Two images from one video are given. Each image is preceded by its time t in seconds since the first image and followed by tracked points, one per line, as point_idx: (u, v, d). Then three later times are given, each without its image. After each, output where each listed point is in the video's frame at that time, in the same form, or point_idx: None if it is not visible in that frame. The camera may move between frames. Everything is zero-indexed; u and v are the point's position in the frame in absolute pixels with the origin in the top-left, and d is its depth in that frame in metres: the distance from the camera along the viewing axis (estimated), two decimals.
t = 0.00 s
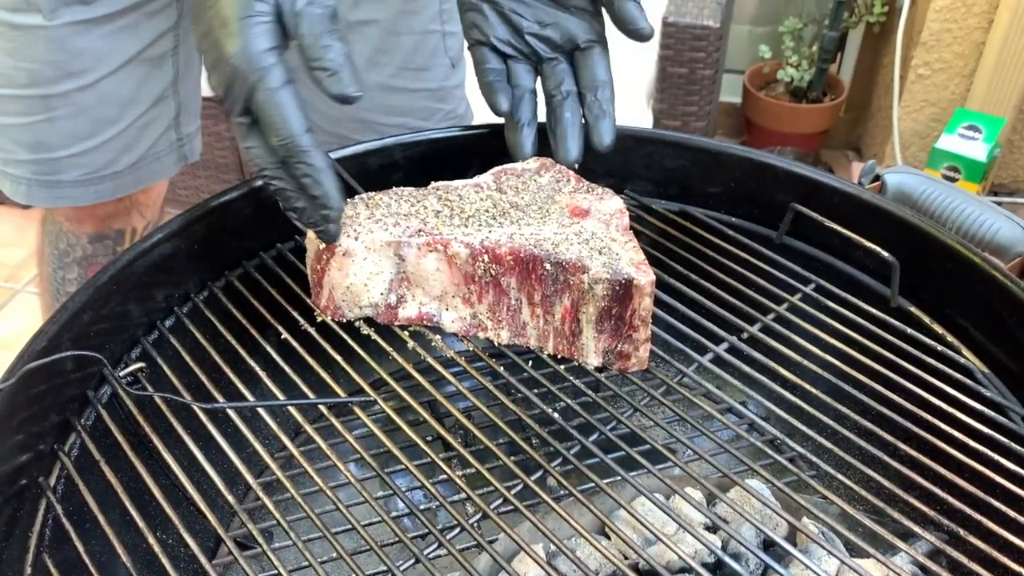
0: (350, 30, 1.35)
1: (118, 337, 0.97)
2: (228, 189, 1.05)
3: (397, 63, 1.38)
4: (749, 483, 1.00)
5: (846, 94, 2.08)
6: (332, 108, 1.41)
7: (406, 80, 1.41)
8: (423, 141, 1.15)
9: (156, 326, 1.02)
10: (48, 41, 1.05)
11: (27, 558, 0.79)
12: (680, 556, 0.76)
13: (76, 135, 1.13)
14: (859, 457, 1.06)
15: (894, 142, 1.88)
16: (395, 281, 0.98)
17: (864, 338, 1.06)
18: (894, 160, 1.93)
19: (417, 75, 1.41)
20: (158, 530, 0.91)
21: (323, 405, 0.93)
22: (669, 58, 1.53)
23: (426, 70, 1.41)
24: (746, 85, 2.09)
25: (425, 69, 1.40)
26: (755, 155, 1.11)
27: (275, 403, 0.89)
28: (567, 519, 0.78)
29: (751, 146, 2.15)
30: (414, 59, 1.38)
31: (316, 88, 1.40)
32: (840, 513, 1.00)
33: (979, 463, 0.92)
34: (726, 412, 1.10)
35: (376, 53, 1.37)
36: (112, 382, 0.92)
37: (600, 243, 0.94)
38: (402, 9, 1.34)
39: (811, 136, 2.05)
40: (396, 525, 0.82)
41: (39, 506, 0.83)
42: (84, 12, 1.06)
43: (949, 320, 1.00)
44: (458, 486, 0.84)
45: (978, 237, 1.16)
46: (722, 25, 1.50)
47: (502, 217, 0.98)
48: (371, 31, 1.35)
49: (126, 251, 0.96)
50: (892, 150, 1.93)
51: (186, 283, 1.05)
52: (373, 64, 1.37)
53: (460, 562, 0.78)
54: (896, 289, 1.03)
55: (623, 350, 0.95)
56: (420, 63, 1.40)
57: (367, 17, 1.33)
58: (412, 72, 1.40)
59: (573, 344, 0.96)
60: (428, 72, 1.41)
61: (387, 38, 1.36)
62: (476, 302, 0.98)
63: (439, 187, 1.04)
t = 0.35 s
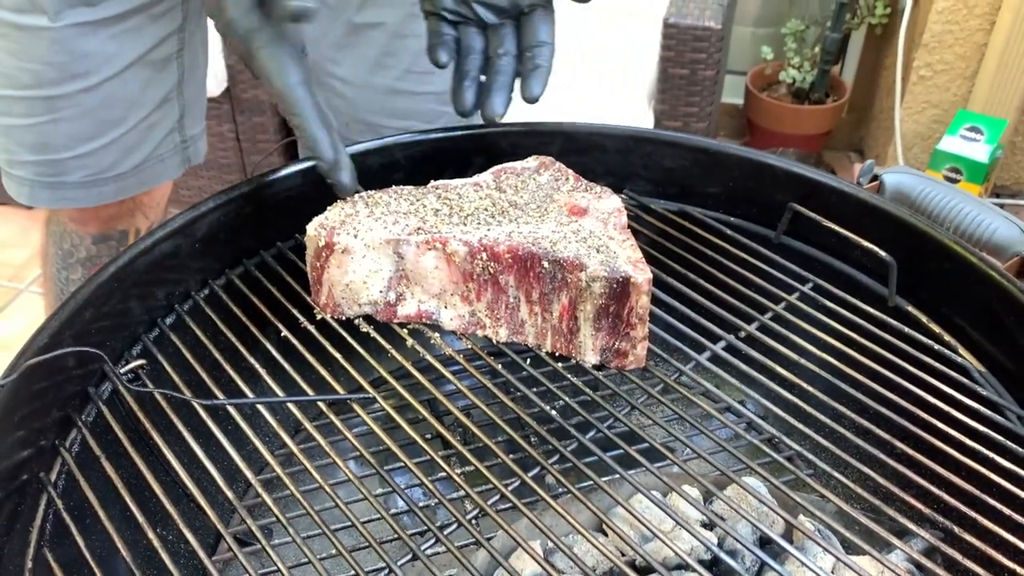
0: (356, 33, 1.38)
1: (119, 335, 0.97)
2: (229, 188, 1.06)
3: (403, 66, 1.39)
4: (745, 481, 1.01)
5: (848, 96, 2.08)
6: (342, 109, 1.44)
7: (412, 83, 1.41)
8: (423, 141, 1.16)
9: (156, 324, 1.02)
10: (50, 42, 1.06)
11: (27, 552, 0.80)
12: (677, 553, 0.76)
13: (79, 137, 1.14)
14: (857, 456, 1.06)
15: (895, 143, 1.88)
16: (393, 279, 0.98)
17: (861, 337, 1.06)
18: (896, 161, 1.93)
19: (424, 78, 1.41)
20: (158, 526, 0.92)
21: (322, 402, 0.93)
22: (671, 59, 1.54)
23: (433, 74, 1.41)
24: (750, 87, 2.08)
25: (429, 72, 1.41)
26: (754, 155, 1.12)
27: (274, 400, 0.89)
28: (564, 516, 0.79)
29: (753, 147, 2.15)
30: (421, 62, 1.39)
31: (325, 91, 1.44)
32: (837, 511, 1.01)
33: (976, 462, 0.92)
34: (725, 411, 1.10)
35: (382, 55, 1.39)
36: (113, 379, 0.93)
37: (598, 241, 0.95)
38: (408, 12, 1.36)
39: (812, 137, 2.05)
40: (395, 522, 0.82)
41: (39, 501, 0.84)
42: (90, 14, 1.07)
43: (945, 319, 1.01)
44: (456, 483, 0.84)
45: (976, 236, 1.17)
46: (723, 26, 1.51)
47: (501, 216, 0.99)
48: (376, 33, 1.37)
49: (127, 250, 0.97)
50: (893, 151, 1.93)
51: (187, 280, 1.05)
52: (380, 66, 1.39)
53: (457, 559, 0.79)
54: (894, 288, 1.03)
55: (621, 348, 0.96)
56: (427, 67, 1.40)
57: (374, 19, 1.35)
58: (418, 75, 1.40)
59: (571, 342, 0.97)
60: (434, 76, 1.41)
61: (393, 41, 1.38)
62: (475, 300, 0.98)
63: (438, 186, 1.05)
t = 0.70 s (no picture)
0: (348, 32, 1.30)
1: (121, 326, 0.97)
2: (230, 181, 1.06)
3: (398, 66, 1.33)
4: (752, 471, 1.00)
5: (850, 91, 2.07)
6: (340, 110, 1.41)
7: (409, 84, 1.35)
8: (426, 133, 1.16)
9: (158, 316, 1.02)
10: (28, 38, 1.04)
11: (30, 542, 0.79)
12: (682, 545, 0.75)
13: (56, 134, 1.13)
14: (862, 448, 1.06)
15: (898, 138, 1.87)
16: (397, 271, 0.98)
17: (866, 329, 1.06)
18: (899, 156, 1.93)
19: (421, 77, 1.35)
20: (161, 518, 0.91)
21: (324, 394, 0.92)
22: (673, 53, 1.53)
23: (430, 74, 1.35)
24: (752, 82, 2.08)
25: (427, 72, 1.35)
26: (758, 146, 1.11)
27: (276, 391, 0.89)
28: (569, 507, 0.78)
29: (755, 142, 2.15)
30: (417, 62, 1.33)
31: (321, 92, 1.40)
32: (842, 502, 1.01)
33: (982, 453, 0.92)
34: (730, 404, 1.08)
35: (374, 55, 1.31)
36: (115, 370, 0.93)
37: (603, 232, 0.94)
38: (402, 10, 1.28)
39: (814, 132, 2.05)
40: (399, 514, 0.82)
41: (42, 492, 0.84)
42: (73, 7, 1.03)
43: (950, 310, 1.00)
44: (461, 475, 0.84)
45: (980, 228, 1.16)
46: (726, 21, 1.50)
47: (504, 207, 0.98)
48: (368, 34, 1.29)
49: (127, 242, 0.96)
50: (896, 146, 1.92)
51: (190, 272, 1.05)
52: (373, 67, 1.33)
53: (461, 551, 0.78)
54: (899, 280, 1.03)
55: (625, 340, 0.96)
56: (424, 66, 1.35)
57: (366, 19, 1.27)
58: (414, 75, 1.34)
59: (574, 334, 0.96)
60: (431, 76, 1.36)
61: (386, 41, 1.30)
62: (478, 292, 0.98)
63: (442, 178, 1.04)
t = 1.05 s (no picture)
0: (304, 30, 1.21)
1: (116, 328, 0.97)
2: (224, 181, 1.05)
3: (359, 62, 1.25)
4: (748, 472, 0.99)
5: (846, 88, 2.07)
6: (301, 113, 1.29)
7: (369, 79, 1.27)
8: (421, 133, 1.15)
9: (153, 317, 1.02)
10: None
11: (24, 546, 0.79)
12: (678, 545, 0.75)
13: None
14: (858, 446, 1.06)
15: (894, 135, 1.87)
16: (391, 271, 0.98)
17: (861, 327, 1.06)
18: (895, 153, 1.93)
19: (382, 71, 1.27)
20: (156, 521, 0.91)
21: (320, 395, 0.92)
22: (669, 51, 1.53)
23: (389, 66, 1.27)
24: (748, 80, 2.07)
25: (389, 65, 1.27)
26: (752, 144, 1.11)
27: (271, 393, 0.88)
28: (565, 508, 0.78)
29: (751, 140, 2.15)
30: (377, 56, 1.25)
31: (272, 90, 1.28)
32: (838, 501, 1.01)
33: (977, 452, 0.92)
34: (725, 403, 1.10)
35: (332, 51, 1.24)
36: (109, 372, 0.93)
37: (598, 232, 0.94)
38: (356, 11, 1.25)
39: (811, 129, 2.04)
40: (395, 516, 0.82)
41: (36, 495, 0.83)
42: None
43: (945, 308, 1.01)
44: (457, 476, 0.83)
45: (976, 226, 1.16)
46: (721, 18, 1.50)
47: (499, 207, 0.98)
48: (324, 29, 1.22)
49: (120, 244, 0.96)
50: (892, 143, 1.92)
51: (184, 273, 1.05)
52: (329, 64, 1.24)
53: (457, 552, 0.78)
54: (894, 278, 1.03)
55: (620, 340, 0.95)
56: (383, 59, 1.27)
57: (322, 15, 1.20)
58: (376, 70, 1.27)
59: (570, 334, 0.96)
60: (392, 69, 1.28)
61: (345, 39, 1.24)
62: (473, 292, 0.98)
63: (437, 178, 1.04)
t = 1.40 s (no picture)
0: (302, 33, 1.32)
1: (115, 330, 0.97)
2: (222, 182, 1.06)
3: (348, 59, 1.35)
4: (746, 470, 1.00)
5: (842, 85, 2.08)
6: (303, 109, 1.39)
7: (360, 75, 1.37)
8: (419, 133, 1.15)
9: (152, 319, 1.02)
10: None
11: (25, 549, 0.79)
12: (677, 543, 0.76)
13: None
14: (857, 443, 1.06)
15: (890, 132, 1.88)
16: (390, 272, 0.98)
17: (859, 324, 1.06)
18: (891, 150, 1.93)
19: (370, 67, 1.37)
20: (156, 522, 0.91)
21: (319, 396, 0.92)
22: (665, 49, 1.53)
23: (377, 64, 1.38)
24: (744, 77, 2.08)
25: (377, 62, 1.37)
26: (750, 142, 1.11)
27: (271, 394, 0.88)
28: (565, 507, 0.78)
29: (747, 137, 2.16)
30: (363, 53, 1.35)
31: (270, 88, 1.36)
32: (837, 498, 1.01)
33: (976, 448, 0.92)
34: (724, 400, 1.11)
35: (324, 52, 1.34)
36: (109, 375, 0.93)
37: (596, 231, 0.95)
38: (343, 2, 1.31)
39: (808, 126, 2.05)
40: (395, 515, 0.82)
41: (37, 498, 0.83)
42: None
43: (943, 305, 1.01)
44: (457, 475, 0.83)
45: (972, 223, 1.16)
46: (717, 16, 1.50)
47: (497, 207, 0.98)
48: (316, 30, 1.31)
49: (118, 246, 0.96)
50: (888, 140, 1.93)
51: (183, 275, 1.05)
52: (324, 63, 1.34)
53: (458, 552, 0.78)
54: (892, 275, 1.03)
55: (619, 339, 0.96)
56: (371, 57, 1.37)
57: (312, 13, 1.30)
58: (364, 66, 1.36)
59: (569, 333, 0.97)
60: (379, 65, 1.38)
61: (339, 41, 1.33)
62: (472, 292, 0.98)
63: (435, 178, 1.04)
